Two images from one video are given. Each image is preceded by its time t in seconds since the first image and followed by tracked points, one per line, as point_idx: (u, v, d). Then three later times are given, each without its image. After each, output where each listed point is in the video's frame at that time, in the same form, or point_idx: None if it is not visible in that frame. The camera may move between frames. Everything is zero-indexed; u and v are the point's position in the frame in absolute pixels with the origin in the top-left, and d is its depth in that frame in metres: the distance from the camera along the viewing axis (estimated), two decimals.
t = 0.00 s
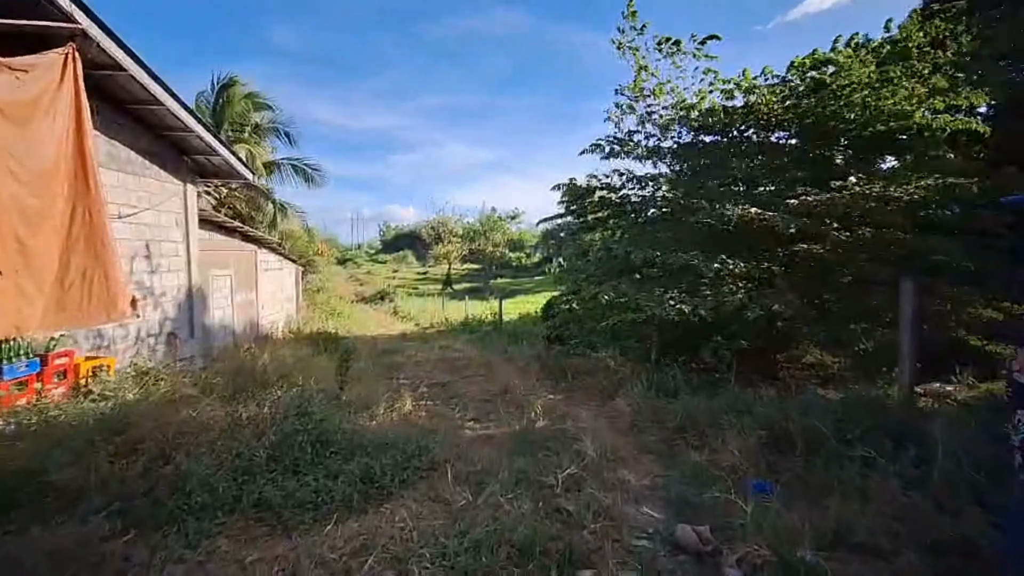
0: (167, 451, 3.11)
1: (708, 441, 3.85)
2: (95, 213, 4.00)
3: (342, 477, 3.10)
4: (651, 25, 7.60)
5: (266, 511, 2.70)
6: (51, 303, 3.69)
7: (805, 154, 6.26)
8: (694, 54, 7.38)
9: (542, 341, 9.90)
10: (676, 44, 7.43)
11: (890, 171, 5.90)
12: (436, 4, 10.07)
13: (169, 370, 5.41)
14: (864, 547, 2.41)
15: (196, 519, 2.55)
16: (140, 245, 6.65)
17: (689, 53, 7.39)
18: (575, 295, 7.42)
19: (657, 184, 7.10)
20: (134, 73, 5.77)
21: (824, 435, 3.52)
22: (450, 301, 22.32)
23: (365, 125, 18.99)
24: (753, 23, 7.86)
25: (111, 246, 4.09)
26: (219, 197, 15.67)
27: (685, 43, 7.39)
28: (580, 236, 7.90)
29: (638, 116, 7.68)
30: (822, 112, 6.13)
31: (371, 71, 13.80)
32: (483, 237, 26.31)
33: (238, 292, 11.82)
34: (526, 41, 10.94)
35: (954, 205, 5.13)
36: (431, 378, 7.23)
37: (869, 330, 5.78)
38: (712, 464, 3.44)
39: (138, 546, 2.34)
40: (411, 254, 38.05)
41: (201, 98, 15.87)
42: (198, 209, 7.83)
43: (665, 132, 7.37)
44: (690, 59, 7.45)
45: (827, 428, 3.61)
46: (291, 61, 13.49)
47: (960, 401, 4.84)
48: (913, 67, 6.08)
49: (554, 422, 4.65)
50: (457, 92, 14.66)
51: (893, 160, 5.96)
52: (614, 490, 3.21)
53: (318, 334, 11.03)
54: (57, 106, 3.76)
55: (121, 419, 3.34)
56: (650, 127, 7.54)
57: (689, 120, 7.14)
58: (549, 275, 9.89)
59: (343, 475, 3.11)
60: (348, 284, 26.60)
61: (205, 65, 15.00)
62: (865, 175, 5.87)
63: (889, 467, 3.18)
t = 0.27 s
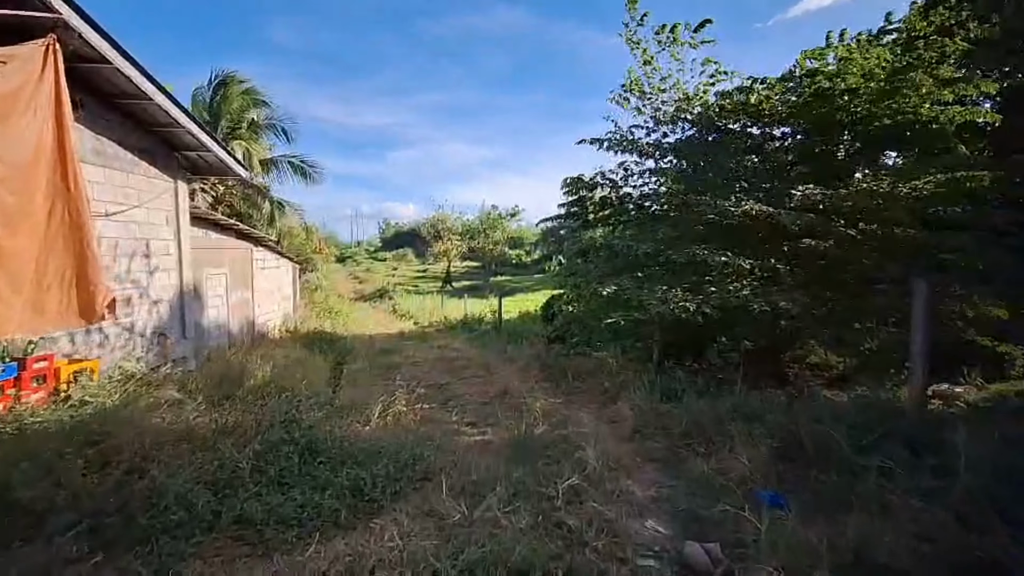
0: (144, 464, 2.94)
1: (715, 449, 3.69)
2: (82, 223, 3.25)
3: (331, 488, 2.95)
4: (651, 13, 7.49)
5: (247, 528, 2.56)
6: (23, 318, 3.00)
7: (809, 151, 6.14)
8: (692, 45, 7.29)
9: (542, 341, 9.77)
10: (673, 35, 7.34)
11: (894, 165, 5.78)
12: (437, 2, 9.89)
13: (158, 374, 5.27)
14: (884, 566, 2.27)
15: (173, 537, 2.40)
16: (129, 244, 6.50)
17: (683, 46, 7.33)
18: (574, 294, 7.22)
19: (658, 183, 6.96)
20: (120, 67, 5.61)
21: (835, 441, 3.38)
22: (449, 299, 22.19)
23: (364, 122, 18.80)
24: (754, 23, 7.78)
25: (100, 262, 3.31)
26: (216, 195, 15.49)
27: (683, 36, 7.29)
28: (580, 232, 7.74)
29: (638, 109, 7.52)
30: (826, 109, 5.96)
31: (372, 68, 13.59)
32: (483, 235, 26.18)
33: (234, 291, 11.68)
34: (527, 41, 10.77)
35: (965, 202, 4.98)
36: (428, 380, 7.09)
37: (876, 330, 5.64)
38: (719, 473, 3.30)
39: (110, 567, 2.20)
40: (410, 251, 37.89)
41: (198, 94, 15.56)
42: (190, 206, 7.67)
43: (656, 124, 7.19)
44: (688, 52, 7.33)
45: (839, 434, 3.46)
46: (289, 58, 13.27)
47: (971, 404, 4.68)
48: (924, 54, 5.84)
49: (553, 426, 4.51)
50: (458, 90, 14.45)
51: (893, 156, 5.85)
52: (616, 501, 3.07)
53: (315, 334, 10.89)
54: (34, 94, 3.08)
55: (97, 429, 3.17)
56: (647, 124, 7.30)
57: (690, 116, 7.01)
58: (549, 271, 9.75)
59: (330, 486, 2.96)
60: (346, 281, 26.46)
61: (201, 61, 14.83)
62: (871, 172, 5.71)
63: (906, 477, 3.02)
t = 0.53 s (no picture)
0: (121, 471, 2.79)
1: (723, 452, 3.54)
2: (65, 217, 2.99)
3: (317, 494, 2.78)
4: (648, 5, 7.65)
5: (226, 538, 2.40)
6: None
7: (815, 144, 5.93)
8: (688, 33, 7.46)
9: (542, 338, 9.61)
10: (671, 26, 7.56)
11: (896, 158, 5.57)
12: None
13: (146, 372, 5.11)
14: None
15: (146, 548, 2.24)
16: (118, 239, 6.33)
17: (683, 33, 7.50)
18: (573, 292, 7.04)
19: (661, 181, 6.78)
20: (106, 55, 5.42)
21: (849, 444, 3.22)
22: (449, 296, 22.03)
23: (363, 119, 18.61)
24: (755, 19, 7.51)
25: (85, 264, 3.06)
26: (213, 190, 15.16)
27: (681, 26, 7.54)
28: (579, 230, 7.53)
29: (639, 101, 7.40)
30: (831, 99, 5.74)
31: (368, 65, 13.36)
32: (483, 232, 26.00)
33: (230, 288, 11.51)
34: (526, 38, 10.60)
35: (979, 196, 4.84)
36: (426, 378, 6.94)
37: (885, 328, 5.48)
38: (728, 478, 3.14)
39: None
40: (410, 249, 37.72)
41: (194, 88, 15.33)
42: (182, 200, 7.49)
43: (655, 114, 7.11)
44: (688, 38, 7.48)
45: (853, 437, 3.30)
46: (285, 56, 13.07)
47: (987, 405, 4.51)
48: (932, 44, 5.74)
49: (553, 426, 4.35)
50: (456, 87, 14.24)
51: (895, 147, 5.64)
52: (621, 507, 2.92)
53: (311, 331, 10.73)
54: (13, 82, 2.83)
55: (73, 432, 3.01)
56: (647, 116, 7.17)
57: (693, 104, 6.77)
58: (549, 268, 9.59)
59: (318, 491, 2.80)
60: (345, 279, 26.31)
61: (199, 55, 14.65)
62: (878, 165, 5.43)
63: (927, 483, 2.86)
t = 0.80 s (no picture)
0: (87, 482, 2.57)
1: (736, 460, 3.32)
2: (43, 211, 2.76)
3: (298, 507, 2.55)
4: None
5: (195, 557, 2.16)
6: None
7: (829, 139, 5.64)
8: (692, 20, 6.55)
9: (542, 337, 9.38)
10: (668, 12, 6.62)
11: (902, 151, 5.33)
12: None
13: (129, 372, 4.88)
14: None
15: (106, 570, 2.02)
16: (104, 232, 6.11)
17: (682, 21, 6.60)
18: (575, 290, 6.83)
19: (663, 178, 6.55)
20: (90, 40, 5.20)
21: (872, 452, 3.02)
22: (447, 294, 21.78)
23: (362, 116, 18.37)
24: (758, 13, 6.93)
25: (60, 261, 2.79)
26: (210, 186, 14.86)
27: (679, 12, 6.57)
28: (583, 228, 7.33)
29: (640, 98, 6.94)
30: (845, 88, 5.47)
31: (366, 62, 13.08)
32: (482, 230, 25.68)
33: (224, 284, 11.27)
34: (527, 35, 10.35)
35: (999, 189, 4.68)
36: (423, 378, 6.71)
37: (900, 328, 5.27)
38: (743, 489, 2.93)
39: None
40: (409, 246, 37.43)
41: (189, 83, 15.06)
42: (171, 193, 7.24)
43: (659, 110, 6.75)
44: (689, 26, 6.59)
45: (876, 444, 3.09)
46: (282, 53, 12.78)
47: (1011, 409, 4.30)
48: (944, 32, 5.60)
49: (554, 430, 4.13)
50: (456, 84, 13.95)
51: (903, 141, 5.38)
52: (630, 520, 2.71)
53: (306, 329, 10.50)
54: None
55: (37, 439, 2.79)
56: (652, 113, 6.80)
57: (699, 98, 6.42)
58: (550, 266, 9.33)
59: (299, 503, 2.57)
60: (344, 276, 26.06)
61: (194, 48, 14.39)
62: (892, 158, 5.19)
63: (960, 497, 2.65)
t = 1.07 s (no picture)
0: (48, 505, 2.38)
1: (746, 475, 3.14)
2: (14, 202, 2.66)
3: (277, 530, 2.36)
4: None
5: None
6: None
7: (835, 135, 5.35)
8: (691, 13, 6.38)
9: (541, 338, 9.18)
10: (665, 12, 6.52)
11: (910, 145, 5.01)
12: None
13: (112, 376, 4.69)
14: None
15: None
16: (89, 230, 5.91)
17: (680, 18, 6.47)
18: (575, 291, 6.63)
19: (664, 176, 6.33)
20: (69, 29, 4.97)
21: (894, 469, 2.82)
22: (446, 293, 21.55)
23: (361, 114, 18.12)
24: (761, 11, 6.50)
25: (35, 247, 2.74)
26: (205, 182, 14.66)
27: (677, 10, 6.46)
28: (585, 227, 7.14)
29: (639, 93, 6.71)
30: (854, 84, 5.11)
31: (363, 60, 12.81)
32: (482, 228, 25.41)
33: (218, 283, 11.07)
34: (526, 33, 10.16)
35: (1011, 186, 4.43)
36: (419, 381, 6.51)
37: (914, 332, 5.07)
38: (756, 509, 2.74)
39: None
40: (408, 244, 37.19)
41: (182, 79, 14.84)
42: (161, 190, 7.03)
43: (660, 110, 6.48)
44: (688, 22, 6.44)
45: (898, 460, 2.90)
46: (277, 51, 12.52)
47: None
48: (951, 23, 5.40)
49: (555, 439, 3.94)
50: (456, 82, 13.69)
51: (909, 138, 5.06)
52: (636, 544, 2.52)
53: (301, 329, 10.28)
54: None
55: None
56: (651, 108, 6.59)
57: (696, 96, 6.20)
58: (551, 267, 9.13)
59: (277, 527, 2.38)
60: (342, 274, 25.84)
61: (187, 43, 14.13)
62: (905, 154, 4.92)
63: (990, 520, 2.47)
